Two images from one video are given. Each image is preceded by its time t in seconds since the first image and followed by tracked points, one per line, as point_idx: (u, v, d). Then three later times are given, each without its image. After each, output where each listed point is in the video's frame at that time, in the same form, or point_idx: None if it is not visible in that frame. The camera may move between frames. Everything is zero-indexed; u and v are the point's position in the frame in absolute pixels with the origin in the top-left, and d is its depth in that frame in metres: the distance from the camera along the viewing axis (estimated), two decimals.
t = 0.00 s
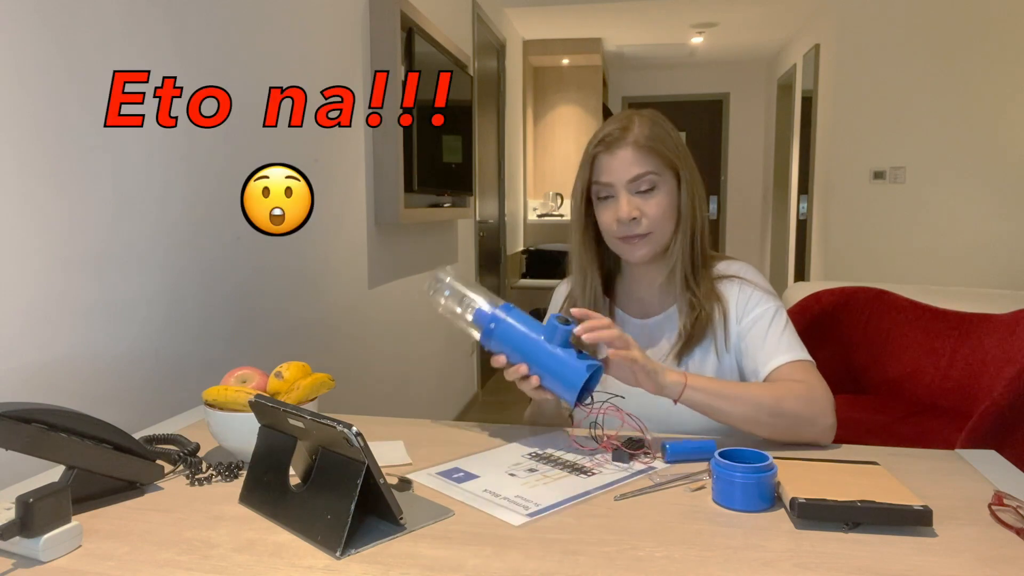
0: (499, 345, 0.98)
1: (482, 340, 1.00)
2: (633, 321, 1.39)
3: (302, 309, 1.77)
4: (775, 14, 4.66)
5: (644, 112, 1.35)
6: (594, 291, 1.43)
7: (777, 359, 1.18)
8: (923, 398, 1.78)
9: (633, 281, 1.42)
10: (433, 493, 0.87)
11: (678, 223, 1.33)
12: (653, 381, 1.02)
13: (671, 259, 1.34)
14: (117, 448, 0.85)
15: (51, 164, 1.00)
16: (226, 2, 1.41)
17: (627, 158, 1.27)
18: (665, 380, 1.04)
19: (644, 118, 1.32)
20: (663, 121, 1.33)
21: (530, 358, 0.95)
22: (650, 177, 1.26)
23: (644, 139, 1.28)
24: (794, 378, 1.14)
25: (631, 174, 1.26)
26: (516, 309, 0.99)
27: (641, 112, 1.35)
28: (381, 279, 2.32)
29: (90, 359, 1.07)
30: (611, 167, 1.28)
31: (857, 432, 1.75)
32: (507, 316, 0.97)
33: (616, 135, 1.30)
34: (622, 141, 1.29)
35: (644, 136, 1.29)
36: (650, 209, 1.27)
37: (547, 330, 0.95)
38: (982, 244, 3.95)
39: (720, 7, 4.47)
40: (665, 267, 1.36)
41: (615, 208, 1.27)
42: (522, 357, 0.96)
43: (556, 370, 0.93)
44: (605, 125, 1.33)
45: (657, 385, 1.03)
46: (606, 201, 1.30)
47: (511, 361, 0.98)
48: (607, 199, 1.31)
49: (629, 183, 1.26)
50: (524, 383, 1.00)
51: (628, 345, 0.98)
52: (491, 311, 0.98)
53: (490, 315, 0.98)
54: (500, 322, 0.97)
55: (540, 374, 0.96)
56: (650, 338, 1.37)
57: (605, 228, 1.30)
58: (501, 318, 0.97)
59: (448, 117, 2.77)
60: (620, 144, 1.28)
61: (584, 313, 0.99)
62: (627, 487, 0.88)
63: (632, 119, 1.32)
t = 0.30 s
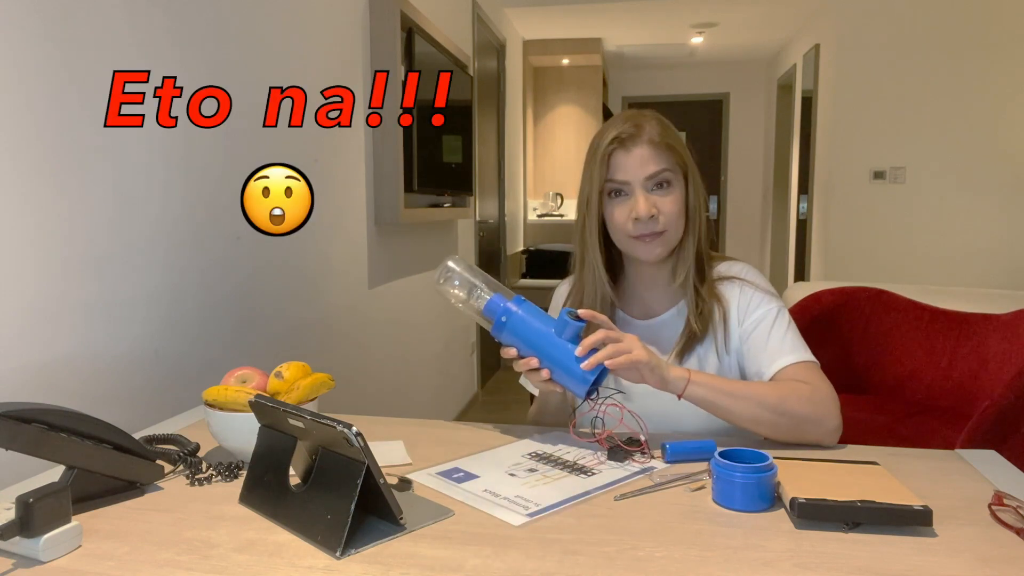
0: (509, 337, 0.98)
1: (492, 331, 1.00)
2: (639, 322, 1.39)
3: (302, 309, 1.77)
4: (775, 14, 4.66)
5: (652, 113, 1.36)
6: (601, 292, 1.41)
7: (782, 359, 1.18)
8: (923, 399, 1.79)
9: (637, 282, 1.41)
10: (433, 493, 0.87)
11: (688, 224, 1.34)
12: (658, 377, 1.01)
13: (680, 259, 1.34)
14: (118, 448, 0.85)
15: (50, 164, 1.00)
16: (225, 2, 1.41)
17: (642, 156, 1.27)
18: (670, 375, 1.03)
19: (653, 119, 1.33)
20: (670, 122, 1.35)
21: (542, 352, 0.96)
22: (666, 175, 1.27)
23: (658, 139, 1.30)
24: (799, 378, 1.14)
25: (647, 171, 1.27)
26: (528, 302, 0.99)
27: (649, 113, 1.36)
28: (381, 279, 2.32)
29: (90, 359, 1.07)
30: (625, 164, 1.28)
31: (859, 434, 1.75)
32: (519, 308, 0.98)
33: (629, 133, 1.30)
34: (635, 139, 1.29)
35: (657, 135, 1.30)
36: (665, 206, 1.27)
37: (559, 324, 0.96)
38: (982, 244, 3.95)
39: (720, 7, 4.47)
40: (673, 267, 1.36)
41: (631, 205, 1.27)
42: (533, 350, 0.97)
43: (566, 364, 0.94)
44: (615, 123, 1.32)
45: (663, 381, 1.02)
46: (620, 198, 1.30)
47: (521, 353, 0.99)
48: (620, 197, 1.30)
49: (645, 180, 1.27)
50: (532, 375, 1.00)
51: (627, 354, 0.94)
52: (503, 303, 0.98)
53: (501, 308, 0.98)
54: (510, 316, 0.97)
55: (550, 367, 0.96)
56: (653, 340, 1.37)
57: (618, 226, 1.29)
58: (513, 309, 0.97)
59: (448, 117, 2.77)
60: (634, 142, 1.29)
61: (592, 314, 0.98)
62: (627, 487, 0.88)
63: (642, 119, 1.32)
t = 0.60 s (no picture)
0: (511, 340, 0.98)
1: (494, 334, 1.00)
2: (640, 322, 1.38)
3: (302, 309, 1.77)
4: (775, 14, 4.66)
5: (652, 114, 1.36)
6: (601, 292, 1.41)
7: (782, 360, 1.18)
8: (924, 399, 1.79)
9: (638, 282, 1.41)
10: (433, 493, 0.87)
11: (688, 224, 1.34)
12: (660, 378, 1.00)
13: (680, 259, 1.34)
14: (118, 448, 0.85)
15: (50, 165, 1.00)
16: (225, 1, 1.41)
17: (642, 156, 1.27)
18: (671, 377, 1.02)
19: (652, 119, 1.33)
20: (671, 123, 1.35)
21: (542, 354, 0.96)
22: (665, 175, 1.27)
23: (658, 139, 1.30)
24: (798, 378, 1.14)
25: (646, 172, 1.26)
26: (530, 304, 0.99)
27: (648, 113, 1.36)
28: (382, 279, 2.32)
29: (89, 359, 1.07)
30: (625, 164, 1.28)
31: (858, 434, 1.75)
32: (519, 311, 0.98)
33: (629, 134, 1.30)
34: (635, 140, 1.29)
35: (657, 136, 1.30)
36: (664, 207, 1.27)
37: (560, 328, 0.96)
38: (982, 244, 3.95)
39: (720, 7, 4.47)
40: (673, 267, 1.36)
41: (630, 205, 1.27)
42: (534, 352, 0.97)
43: (567, 367, 0.94)
44: (615, 124, 1.32)
45: (666, 382, 1.02)
46: (619, 199, 1.30)
47: (523, 356, 0.99)
48: (620, 197, 1.30)
49: (644, 180, 1.26)
50: (534, 377, 1.00)
51: (630, 356, 0.94)
52: (504, 305, 0.99)
53: (502, 310, 0.98)
54: (512, 318, 0.97)
55: (551, 370, 0.96)
56: (653, 341, 1.37)
57: (617, 226, 1.29)
58: (514, 312, 0.98)
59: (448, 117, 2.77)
60: (633, 142, 1.28)
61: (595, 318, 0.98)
62: (626, 487, 0.88)
63: (643, 119, 1.32)
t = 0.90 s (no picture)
0: (513, 337, 0.98)
1: (496, 329, 1.00)
2: (640, 322, 1.38)
3: (302, 309, 1.77)
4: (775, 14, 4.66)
5: (653, 113, 1.36)
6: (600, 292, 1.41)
7: (783, 361, 1.18)
8: (924, 399, 1.78)
9: (637, 281, 1.41)
10: (433, 493, 0.87)
11: (687, 224, 1.34)
12: (660, 379, 1.01)
13: (680, 260, 1.34)
14: (118, 448, 0.85)
15: (50, 164, 1.00)
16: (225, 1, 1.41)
17: (641, 156, 1.27)
18: (671, 381, 1.03)
19: (651, 118, 1.33)
20: (671, 123, 1.34)
21: (543, 353, 0.96)
22: (664, 175, 1.27)
23: (657, 139, 1.30)
24: (798, 379, 1.14)
25: (645, 172, 1.27)
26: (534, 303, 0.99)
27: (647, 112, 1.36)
28: (381, 279, 2.32)
29: (89, 359, 1.07)
30: (624, 164, 1.28)
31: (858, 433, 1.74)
32: (523, 308, 0.98)
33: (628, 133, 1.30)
34: (635, 139, 1.29)
35: (657, 136, 1.30)
36: (663, 206, 1.27)
37: (562, 327, 0.96)
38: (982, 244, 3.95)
39: (721, 7, 4.46)
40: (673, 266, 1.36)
41: (629, 205, 1.27)
42: (535, 351, 0.97)
43: (567, 367, 0.94)
44: (614, 124, 1.31)
45: (664, 386, 1.02)
46: (618, 198, 1.30)
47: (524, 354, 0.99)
48: (619, 197, 1.30)
49: (643, 180, 1.27)
50: (533, 376, 1.00)
51: (632, 359, 0.94)
52: (508, 302, 0.98)
53: (506, 308, 0.98)
54: (515, 316, 0.97)
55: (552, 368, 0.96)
56: (655, 342, 1.37)
57: (616, 226, 1.29)
58: (518, 309, 0.98)
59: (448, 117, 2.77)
60: (633, 142, 1.28)
61: (597, 320, 0.98)
62: (626, 487, 0.88)
63: (643, 118, 1.32)
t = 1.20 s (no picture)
0: (523, 322, 0.97)
1: (508, 307, 0.99)
2: (629, 322, 1.39)
3: (301, 309, 1.77)
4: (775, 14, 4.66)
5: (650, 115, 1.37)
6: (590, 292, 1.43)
7: (782, 362, 1.18)
8: (924, 398, 1.79)
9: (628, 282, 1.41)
10: (433, 493, 0.87)
11: (675, 225, 1.33)
12: (654, 394, 1.01)
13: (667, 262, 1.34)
14: (118, 448, 0.85)
15: (49, 164, 1.00)
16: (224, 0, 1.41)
17: (625, 156, 1.29)
18: (667, 393, 1.04)
19: (649, 119, 1.34)
20: (667, 124, 1.34)
21: (545, 348, 0.96)
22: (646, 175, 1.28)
23: (645, 140, 1.30)
24: (798, 381, 1.14)
25: (627, 172, 1.28)
26: (553, 294, 0.97)
27: (647, 113, 1.37)
28: (381, 279, 2.32)
29: (89, 359, 1.07)
30: (608, 165, 1.30)
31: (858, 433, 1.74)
32: (541, 295, 0.96)
33: (618, 133, 1.32)
34: (621, 140, 1.31)
35: (645, 136, 1.30)
36: (643, 206, 1.27)
37: (573, 328, 0.95)
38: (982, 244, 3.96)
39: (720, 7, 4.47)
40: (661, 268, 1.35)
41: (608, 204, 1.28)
42: (538, 344, 0.96)
43: (566, 369, 0.94)
44: (608, 124, 1.34)
45: (659, 399, 1.03)
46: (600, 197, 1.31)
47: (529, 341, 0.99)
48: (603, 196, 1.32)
49: (625, 180, 1.28)
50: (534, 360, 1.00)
51: (628, 376, 0.95)
52: (528, 287, 0.97)
53: (523, 295, 0.97)
54: (529, 305, 0.96)
55: (550, 365, 0.97)
56: (649, 343, 1.37)
57: (597, 224, 1.30)
58: (536, 295, 0.96)
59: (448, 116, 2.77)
60: (619, 142, 1.30)
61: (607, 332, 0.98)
62: (626, 487, 0.88)
63: (636, 120, 1.34)
